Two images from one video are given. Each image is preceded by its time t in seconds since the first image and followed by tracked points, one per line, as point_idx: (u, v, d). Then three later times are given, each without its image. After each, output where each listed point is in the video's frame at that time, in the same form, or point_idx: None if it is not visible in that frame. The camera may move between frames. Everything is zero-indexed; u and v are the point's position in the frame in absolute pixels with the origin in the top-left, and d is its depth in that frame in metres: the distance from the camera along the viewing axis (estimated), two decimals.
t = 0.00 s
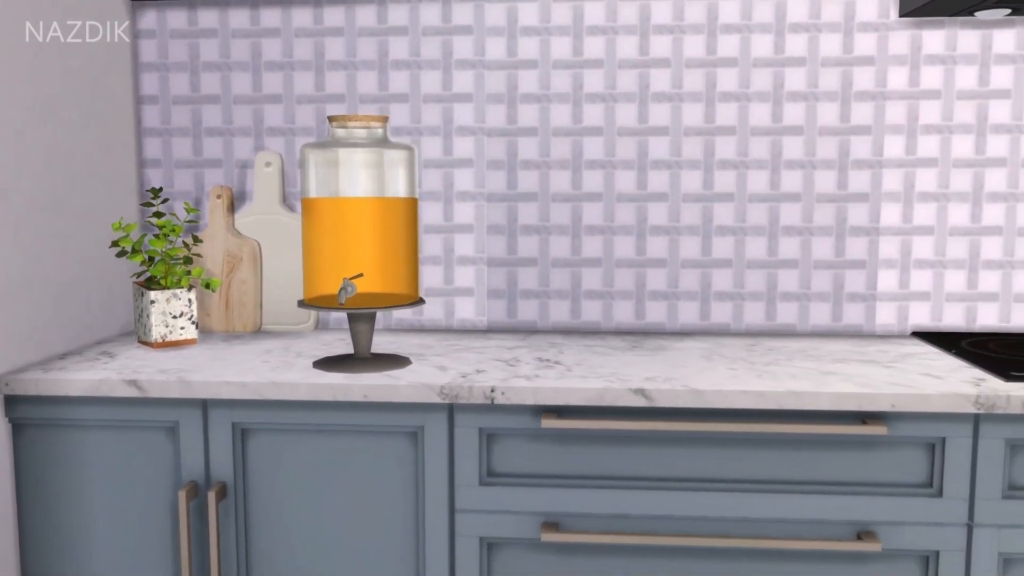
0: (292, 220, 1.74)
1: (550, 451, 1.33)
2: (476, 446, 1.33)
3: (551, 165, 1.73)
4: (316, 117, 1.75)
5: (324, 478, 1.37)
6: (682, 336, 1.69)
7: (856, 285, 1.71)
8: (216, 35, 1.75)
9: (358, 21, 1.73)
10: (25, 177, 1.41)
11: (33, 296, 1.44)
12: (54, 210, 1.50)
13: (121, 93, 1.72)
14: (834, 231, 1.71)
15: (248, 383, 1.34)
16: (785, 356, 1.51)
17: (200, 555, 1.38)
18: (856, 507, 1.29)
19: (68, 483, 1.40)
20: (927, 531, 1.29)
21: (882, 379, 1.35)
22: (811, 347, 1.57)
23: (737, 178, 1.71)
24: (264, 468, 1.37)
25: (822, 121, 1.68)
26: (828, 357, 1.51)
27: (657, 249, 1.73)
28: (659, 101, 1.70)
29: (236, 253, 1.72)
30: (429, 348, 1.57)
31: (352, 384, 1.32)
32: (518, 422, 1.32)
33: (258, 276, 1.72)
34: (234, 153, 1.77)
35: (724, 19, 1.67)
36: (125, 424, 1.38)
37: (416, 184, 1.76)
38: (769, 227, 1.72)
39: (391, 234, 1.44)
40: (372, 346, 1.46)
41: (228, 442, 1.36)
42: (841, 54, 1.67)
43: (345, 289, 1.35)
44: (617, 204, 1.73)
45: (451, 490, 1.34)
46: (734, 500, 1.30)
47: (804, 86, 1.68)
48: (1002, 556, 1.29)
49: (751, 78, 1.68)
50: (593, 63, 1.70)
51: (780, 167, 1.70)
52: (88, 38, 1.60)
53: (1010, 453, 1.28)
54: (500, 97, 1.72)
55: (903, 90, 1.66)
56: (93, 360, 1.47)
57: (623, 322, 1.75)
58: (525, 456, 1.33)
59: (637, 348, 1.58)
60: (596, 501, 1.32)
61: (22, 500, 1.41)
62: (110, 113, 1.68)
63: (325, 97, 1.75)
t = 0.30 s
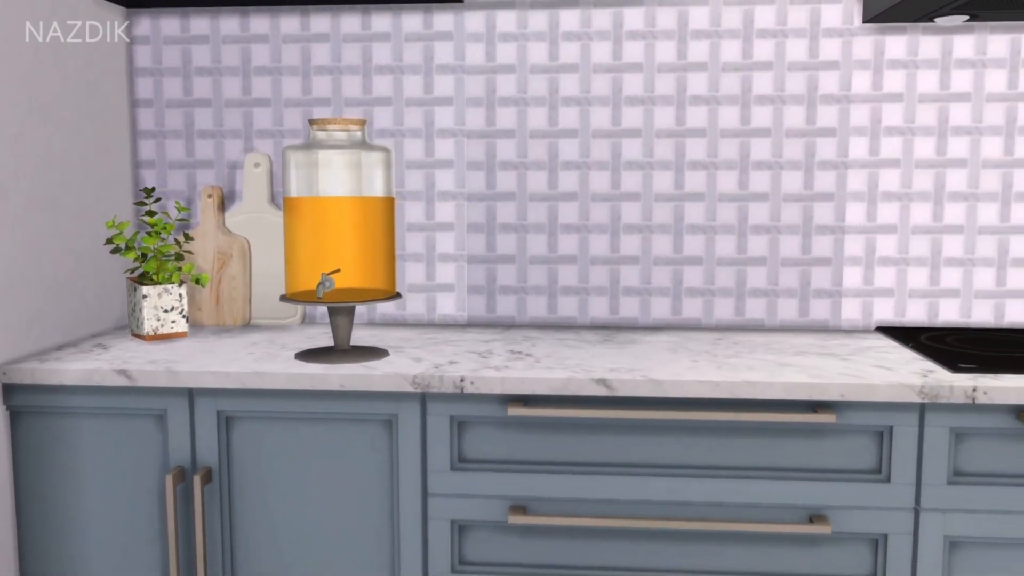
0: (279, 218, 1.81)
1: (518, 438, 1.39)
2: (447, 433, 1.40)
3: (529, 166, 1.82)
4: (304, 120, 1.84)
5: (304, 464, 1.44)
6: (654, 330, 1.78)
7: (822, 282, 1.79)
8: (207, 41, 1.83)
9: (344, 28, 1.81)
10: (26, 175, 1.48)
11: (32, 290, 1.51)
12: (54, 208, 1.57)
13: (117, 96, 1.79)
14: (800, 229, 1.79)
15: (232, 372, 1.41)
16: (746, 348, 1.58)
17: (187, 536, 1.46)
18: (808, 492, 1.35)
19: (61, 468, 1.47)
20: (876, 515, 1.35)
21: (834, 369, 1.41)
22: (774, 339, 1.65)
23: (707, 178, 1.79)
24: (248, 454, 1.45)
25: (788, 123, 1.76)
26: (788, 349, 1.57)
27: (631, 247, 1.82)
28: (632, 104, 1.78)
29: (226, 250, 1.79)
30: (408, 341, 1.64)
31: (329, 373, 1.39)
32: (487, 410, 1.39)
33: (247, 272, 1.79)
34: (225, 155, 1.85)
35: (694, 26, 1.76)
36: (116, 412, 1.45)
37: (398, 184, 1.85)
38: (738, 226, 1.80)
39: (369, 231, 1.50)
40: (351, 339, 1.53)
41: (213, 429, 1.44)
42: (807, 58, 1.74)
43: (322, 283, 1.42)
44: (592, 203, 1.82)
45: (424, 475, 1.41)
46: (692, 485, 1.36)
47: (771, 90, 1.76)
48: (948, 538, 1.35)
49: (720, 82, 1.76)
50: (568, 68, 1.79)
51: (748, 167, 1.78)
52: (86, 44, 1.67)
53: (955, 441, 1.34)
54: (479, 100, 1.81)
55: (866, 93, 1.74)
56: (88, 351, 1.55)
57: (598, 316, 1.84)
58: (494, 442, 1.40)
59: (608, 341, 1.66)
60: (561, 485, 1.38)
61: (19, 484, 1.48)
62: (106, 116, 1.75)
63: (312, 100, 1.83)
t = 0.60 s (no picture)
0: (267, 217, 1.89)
1: (488, 425, 1.46)
2: (421, 421, 1.47)
3: (508, 166, 1.90)
4: (292, 122, 1.92)
5: (286, 450, 1.51)
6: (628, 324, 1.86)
7: (789, 278, 1.87)
8: (200, 47, 1.91)
9: (331, 34, 1.89)
10: (27, 174, 1.56)
11: (30, 284, 1.59)
12: (53, 206, 1.65)
13: (114, 100, 1.87)
14: (768, 228, 1.87)
15: (217, 362, 1.49)
16: (711, 340, 1.65)
17: (176, 518, 1.54)
18: (764, 478, 1.42)
19: (57, 452, 1.55)
20: (828, 500, 1.42)
21: (791, 361, 1.48)
22: (739, 332, 1.72)
23: (679, 179, 1.87)
24: (233, 441, 1.52)
25: (756, 125, 1.84)
26: (751, 341, 1.64)
27: (606, 244, 1.90)
28: (606, 107, 1.86)
29: (217, 248, 1.87)
30: (389, 333, 1.72)
31: (309, 363, 1.46)
32: (459, 399, 1.46)
33: (237, 269, 1.87)
34: (217, 155, 1.93)
35: (666, 32, 1.83)
36: (109, 400, 1.53)
37: (383, 185, 1.93)
38: (709, 224, 1.88)
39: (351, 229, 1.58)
40: (333, 331, 1.61)
41: (200, 417, 1.51)
42: (775, 63, 1.82)
43: (302, 279, 1.50)
44: (569, 203, 1.90)
45: (399, 461, 1.49)
46: (653, 471, 1.43)
47: (740, 93, 1.84)
48: (898, 523, 1.42)
49: (691, 85, 1.84)
50: (545, 72, 1.87)
51: (719, 168, 1.86)
52: (83, 50, 1.75)
53: (904, 430, 1.40)
54: (460, 103, 1.89)
55: (832, 96, 1.82)
56: (83, 343, 1.63)
57: (575, 311, 1.92)
58: (466, 430, 1.47)
59: (581, 334, 1.73)
60: (529, 471, 1.45)
61: (18, 468, 1.56)
62: (104, 118, 1.83)
63: (300, 103, 1.91)
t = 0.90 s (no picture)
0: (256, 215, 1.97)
1: (460, 412, 1.55)
2: (397, 409, 1.55)
3: (486, 167, 1.98)
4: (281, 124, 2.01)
5: (270, 435, 1.60)
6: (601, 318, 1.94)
7: (757, 274, 1.95)
8: (194, 53, 2.00)
9: (317, 41, 1.98)
10: (27, 173, 1.65)
11: (30, 278, 1.68)
12: (53, 204, 1.74)
13: (112, 103, 1.96)
14: (736, 226, 1.94)
15: (205, 352, 1.57)
16: (676, 332, 1.73)
17: (166, 499, 1.62)
18: (719, 462, 1.50)
19: (54, 437, 1.64)
20: (781, 483, 1.49)
21: (747, 352, 1.55)
22: (704, 326, 1.79)
23: (650, 179, 1.95)
24: (220, 426, 1.61)
25: (724, 127, 1.92)
26: (714, 334, 1.72)
27: (581, 242, 1.98)
28: (581, 110, 1.94)
29: (209, 244, 1.96)
30: (371, 326, 1.80)
31: (290, 353, 1.55)
32: (432, 388, 1.54)
33: (229, 265, 1.96)
34: (210, 156, 2.02)
35: (637, 38, 1.91)
36: (103, 387, 1.61)
37: (367, 185, 2.02)
38: (679, 223, 1.95)
39: (336, 226, 1.67)
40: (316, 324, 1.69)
41: (189, 404, 1.60)
42: (741, 68, 1.90)
43: (284, 272, 1.58)
44: (545, 202, 1.98)
45: (376, 446, 1.57)
46: (615, 456, 1.51)
47: (709, 96, 1.91)
48: (846, 506, 1.49)
49: (662, 89, 1.92)
50: (522, 77, 1.95)
51: (689, 168, 1.94)
52: (82, 55, 1.84)
53: (852, 417, 1.48)
54: (441, 106, 1.97)
55: (796, 100, 1.89)
56: (80, 335, 1.72)
57: (551, 306, 2.00)
58: (439, 416, 1.55)
59: (554, 327, 1.81)
60: (498, 456, 1.53)
61: (18, 450, 1.65)
62: (102, 120, 1.92)
63: (288, 107, 2.00)
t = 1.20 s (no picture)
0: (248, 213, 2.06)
1: (435, 401, 1.63)
2: (376, 397, 1.64)
3: (469, 167, 2.06)
4: (272, 126, 2.09)
5: (257, 423, 1.68)
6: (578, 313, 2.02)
7: (728, 271, 2.03)
8: (189, 58, 2.09)
9: (307, 47, 2.07)
10: (29, 173, 1.74)
11: (31, 273, 1.77)
12: (53, 203, 1.83)
13: (111, 106, 2.05)
14: (708, 224, 2.02)
15: (195, 344, 1.66)
16: (645, 326, 1.81)
17: (158, 482, 1.71)
18: (681, 448, 1.57)
19: (53, 423, 1.73)
20: (740, 469, 1.57)
21: (709, 344, 1.63)
22: (674, 320, 1.87)
23: (625, 179, 2.03)
24: (210, 414, 1.70)
25: (696, 129, 1.99)
26: (682, 327, 1.80)
27: (559, 239, 2.06)
28: (559, 113, 2.02)
29: (204, 242, 2.04)
30: (355, 319, 1.88)
31: (275, 344, 1.63)
32: (409, 377, 1.62)
33: (222, 261, 2.04)
34: (205, 157, 2.11)
35: (612, 44, 1.99)
36: (99, 376, 1.71)
37: (354, 184, 2.10)
38: (653, 221, 2.03)
39: (319, 223, 1.76)
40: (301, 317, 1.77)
41: (180, 392, 1.68)
42: (712, 72, 1.97)
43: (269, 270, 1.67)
44: (524, 201, 2.06)
45: (357, 433, 1.65)
46: (582, 442, 1.59)
47: (681, 100, 1.99)
48: (802, 490, 1.57)
49: (636, 93, 2.00)
50: (502, 81, 2.03)
51: (662, 169, 2.01)
52: (81, 61, 1.92)
53: (807, 406, 1.55)
54: (425, 109, 2.06)
55: (764, 103, 1.97)
56: (78, 327, 1.80)
57: (531, 301, 2.08)
58: (416, 404, 1.63)
59: (530, 321, 1.89)
60: (471, 442, 1.62)
61: (20, 435, 1.75)
62: (101, 123, 2.01)
63: (279, 110, 2.08)
